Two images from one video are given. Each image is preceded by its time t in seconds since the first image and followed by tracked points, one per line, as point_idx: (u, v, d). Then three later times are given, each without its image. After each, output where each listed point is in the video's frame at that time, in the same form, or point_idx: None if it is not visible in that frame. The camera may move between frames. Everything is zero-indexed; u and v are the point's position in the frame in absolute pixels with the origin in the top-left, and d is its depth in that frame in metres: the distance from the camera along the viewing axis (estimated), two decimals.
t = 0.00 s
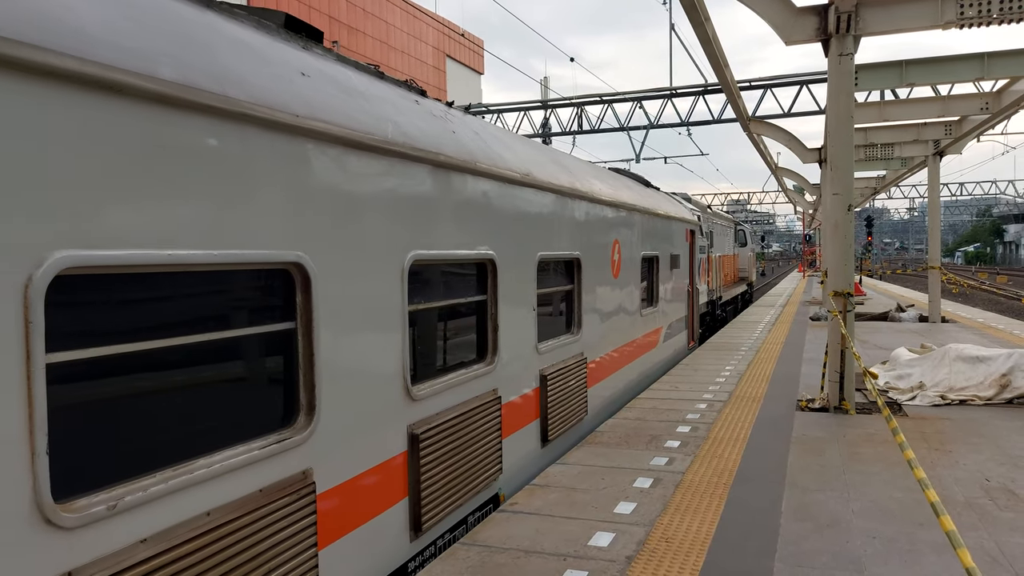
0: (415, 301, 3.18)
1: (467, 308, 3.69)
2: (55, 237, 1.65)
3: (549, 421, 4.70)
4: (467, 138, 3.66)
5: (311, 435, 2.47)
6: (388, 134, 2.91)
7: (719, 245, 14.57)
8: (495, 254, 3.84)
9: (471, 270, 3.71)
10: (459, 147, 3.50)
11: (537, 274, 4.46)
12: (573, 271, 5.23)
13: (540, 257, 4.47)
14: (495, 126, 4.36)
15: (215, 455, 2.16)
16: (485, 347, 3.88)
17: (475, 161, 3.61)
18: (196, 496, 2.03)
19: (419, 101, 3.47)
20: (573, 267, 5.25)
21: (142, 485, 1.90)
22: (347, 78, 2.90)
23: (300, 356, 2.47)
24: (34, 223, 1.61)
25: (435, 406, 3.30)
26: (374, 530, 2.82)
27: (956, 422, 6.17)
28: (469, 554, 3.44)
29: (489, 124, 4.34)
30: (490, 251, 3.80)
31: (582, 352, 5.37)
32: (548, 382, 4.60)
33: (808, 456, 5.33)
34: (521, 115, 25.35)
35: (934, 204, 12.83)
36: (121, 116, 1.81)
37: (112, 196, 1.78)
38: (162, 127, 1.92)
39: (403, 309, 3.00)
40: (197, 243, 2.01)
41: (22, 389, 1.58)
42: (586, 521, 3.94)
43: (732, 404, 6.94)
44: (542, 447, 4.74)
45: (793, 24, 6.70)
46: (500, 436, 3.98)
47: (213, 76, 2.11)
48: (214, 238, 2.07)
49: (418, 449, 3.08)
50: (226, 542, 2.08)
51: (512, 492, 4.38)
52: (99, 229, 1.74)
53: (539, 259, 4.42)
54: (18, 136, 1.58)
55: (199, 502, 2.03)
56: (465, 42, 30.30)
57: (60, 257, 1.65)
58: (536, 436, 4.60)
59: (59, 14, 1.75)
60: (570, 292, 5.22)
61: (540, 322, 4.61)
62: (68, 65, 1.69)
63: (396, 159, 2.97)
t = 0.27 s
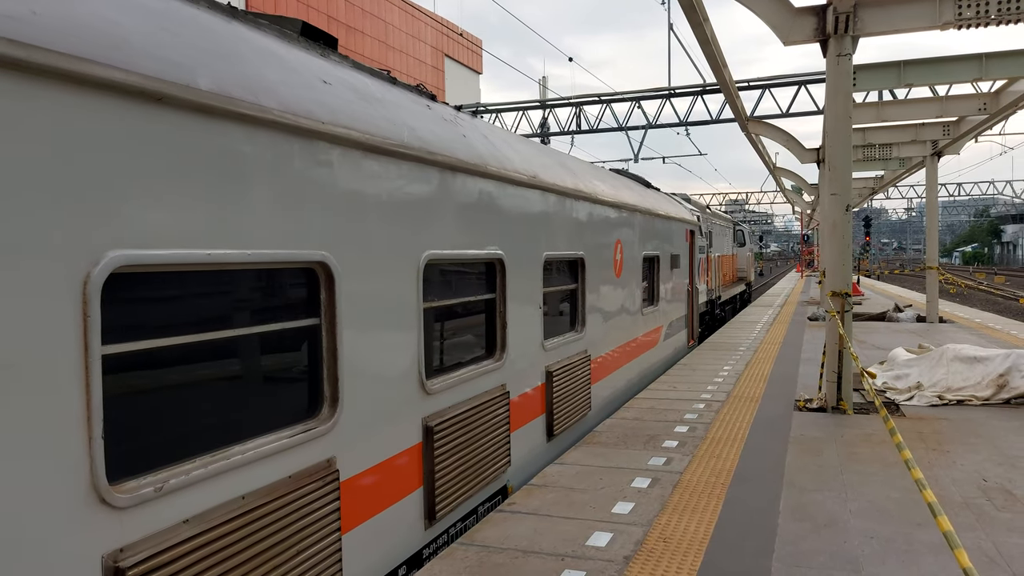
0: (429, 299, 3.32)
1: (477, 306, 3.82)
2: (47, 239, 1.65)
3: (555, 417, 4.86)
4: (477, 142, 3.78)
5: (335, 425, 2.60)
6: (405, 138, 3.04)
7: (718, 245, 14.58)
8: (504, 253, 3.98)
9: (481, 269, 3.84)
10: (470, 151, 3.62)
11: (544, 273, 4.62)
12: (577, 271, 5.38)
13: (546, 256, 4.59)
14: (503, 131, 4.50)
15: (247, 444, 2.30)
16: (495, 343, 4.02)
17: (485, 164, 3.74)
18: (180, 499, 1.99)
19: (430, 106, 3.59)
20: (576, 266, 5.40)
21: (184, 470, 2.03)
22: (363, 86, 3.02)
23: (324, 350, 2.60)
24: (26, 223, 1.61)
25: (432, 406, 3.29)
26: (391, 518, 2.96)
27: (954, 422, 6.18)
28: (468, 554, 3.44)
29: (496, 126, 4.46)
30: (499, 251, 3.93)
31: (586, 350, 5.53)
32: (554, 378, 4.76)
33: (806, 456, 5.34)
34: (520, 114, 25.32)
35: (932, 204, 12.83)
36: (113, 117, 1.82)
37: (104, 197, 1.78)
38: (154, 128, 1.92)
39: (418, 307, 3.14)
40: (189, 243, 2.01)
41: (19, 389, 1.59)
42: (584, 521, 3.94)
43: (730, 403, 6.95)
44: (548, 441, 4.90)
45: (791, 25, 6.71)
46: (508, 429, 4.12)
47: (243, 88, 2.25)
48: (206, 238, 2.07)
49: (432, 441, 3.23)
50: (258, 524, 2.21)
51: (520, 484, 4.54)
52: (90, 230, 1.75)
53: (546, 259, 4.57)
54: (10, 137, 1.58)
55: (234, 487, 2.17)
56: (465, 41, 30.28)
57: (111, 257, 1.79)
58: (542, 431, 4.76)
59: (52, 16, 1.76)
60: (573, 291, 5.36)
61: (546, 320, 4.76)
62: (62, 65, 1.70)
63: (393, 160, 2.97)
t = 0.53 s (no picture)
0: (443, 297, 3.47)
1: (486, 305, 3.96)
2: (48, 241, 1.65)
3: (562, 412, 5.01)
4: (486, 146, 3.92)
5: (357, 416, 2.73)
6: (420, 144, 3.17)
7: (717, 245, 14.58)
8: (513, 252, 4.12)
9: (490, 269, 3.98)
10: (479, 155, 3.76)
11: (551, 272, 4.77)
12: (581, 271, 5.50)
13: (552, 257, 4.73)
14: (511, 135, 4.64)
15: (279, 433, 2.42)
16: (503, 341, 4.15)
17: (494, 168, 3.88)
18: (174, 499, 1.96)
19: (442, 111, 3.73)
20: (581, 267, 5.52)
21: (223, 456, 2.16)
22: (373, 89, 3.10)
23: (348, 345, 2.73)
24: (28, 224, 1.60)
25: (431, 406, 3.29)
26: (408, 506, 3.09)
27: (953, 422, 6.19)
28: (466, 554, 3.44)
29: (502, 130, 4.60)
30: (507, 251, 4.07)
31: (591, 348, 5.67)
32: (560, 375, 4.90)
33: (805, 456, 5.34)
34: (519, 115, 25.31)
35: (931, 205, 12.84)
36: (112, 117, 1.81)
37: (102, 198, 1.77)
38: (154, 129, 1.91)
39: (432, 305, 3.27)
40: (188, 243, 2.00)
41: (21, 392, 1.59)
42: (583, 521, 3.94)
43: (728, 404, 6.95)
44: (554, 436, 5.04)
45: (790, 25, 6.71)
46: (518, 423, 4.26)
47: (276, 97, 2.38)
48: (206, 239, 2.06)
49: (447, 432, 3.37)
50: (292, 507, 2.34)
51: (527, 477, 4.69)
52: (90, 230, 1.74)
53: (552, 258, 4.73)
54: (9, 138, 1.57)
55: (268, 472, 2.30)
56: (463, 42, 30.29)
57: (160, 257, 1.91)
58: (549, 426, 4.90)
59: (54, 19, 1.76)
60: (578, 291, 5.48)
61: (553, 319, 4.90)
62: (59, 65, 1.69)
63: (392, 161, 2.97)
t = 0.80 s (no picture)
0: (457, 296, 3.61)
1: (496, 303, 4.10)
2: (44, 241, 1.64)
3: (568, 408, 5.14)
4: (496, 150, 4.05)
5: (379, 409, 2.87)
6: (436, 149, 3.30)
7: (716, 245, 14.58)
8: (522, 253, 4.27)
9: (500, 269, 4.12)
10: (491, 159, 3.89)
11: (557, 273, 4.90)
12: (586, 270, 5.62)
13: (558, 257, 4.86)
14: (520, 140, 4.78)
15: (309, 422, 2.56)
16: (513, 338, 4.29)
17: (505, 171, 4.01)
18: (172, 502, 1.95)
19: (454, 116, 3.85)
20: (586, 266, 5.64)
21: (259, 444, 2.29)
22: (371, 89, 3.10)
23: (369, 341, 2.87)
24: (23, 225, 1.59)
25: (429, 407, 3.28)
26: (422, 496, 3.23)
27: (951, 422, 6.19)
28: (465, 555, 3.44)
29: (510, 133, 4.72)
30: (517, 251, 4.20)
31: (596, 345, 5.80)
32: (566, 371, 5.04)
33: (803, 456, 5.34)
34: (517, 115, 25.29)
35: (929, 204, 12.85)
36: (109, 118, 1.80)
37: (99, 198, 1.76)
38: (152, 129, 1.90)
39: (447, 303, 3.41)
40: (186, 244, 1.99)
41: (18, 394, 1.58)
42: (581, 521, 3.93)
43: (726, 403, 6.94)
44: (561, 431, 5.19)
45: (788, 25, 6.70)
46: (526, 417, 4.40)
47: (306, 105, 2.51)
48: (203, 240, 2.05)
49: (461, 425, 3.52)
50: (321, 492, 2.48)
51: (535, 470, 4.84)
52: (87, 230, 1.73)
53: (560, 259, 4.86)
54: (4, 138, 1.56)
55: (300, 459, 2.44)
56: (461, 42, 30.28)
57: (205, 257, 2.05)
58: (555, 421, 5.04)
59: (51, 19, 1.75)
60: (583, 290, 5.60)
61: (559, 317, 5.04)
62: (55, 64, 1.68)
63: (390, 161, 2.96)
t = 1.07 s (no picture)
0: (472, 295, 3.77)
1: (506, 301, 4.26)
2: (42, 242, 1.63)
3: (574, 403, 5.29)
4: (506, 154, 4.20)
5: (400, 402, 3.03)
6: (449, 154, 3.45)
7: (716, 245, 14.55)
8: (531, 254, 4.42)
9: (511, 269, 4.27)
10: (501, 163, 4.04)
11: (564, 273, 5.04)
12: (591, 270, 5.76)
13: (565, 257, 5.00)
14: (530, 145, 4.94)
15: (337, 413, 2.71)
16: (522, 335, 4.45)
17: (514, 174, 4.16)
18: (173, 503, 1.95)
19: (466, 122, 4.00)
20: (590, 266, 5.77)
21: (294, 432, 2.45)
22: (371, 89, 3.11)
23: (390, 336, 3.03)
24: (21, 225, 1.59)
25: (428, 407, 3.28)
26: (438, 485, 3.39)
27: (951, 422, 6.18)
28: (464, 555, 3.43)
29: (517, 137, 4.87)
30: (525, 252, 4.35)
31: (600, 343, 5.94)
32: (572, 368, 5.20)
33: (803, 457, 5.34)
34: (517, 115, 25.28)
35: (929, 205, 12.85)
36: (109, 119, 1.80)
37: (99, 198, 1.76)
38: (152, 129, 1.90)
39: (461, 301, 3.57)
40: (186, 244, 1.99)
41: (15, 396, 1.57)
42: (580, 522, 3.93)
43: (726, 404, 6.94)
44: (567, 426, 5.35)
45: (788, 25, 6.70)
46: (535, 412, 4.57)
47: (334, 114, 2.65)
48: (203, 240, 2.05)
49: (474, 419, 3.67)
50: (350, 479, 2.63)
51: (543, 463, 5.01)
52: (87, 231, 1.73)
53: (566, 259, 5.01)
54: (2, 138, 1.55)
55: (330, 448, 2.59)
56: (461, 42, 30.29)
57: (246, 257, 2.20)
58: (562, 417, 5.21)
59: (50, 19, 1.75)
60: (588, 289, 5.75)
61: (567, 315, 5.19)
62: (51, 63, 1.67)
63: (389, 161, 2.96)
